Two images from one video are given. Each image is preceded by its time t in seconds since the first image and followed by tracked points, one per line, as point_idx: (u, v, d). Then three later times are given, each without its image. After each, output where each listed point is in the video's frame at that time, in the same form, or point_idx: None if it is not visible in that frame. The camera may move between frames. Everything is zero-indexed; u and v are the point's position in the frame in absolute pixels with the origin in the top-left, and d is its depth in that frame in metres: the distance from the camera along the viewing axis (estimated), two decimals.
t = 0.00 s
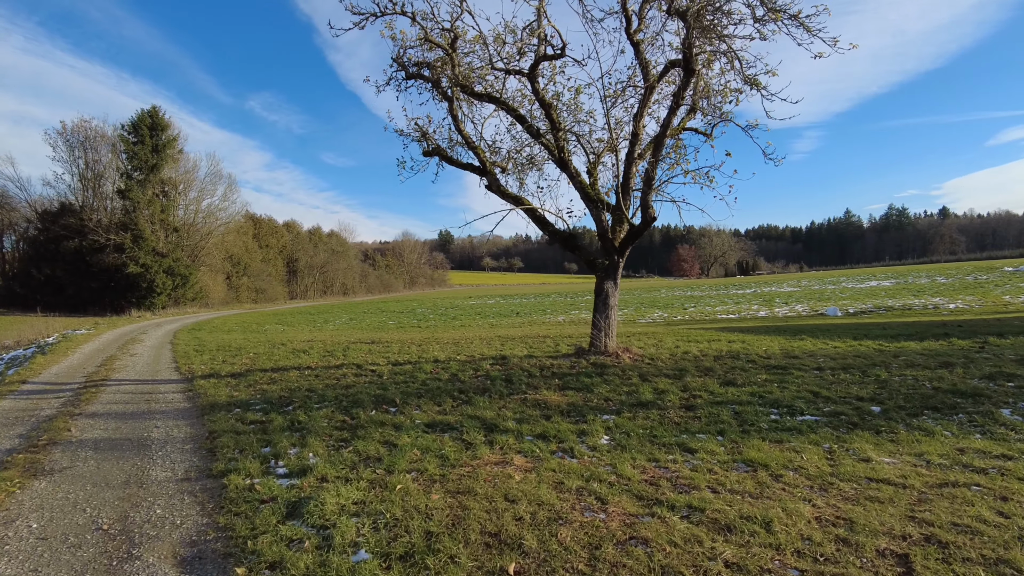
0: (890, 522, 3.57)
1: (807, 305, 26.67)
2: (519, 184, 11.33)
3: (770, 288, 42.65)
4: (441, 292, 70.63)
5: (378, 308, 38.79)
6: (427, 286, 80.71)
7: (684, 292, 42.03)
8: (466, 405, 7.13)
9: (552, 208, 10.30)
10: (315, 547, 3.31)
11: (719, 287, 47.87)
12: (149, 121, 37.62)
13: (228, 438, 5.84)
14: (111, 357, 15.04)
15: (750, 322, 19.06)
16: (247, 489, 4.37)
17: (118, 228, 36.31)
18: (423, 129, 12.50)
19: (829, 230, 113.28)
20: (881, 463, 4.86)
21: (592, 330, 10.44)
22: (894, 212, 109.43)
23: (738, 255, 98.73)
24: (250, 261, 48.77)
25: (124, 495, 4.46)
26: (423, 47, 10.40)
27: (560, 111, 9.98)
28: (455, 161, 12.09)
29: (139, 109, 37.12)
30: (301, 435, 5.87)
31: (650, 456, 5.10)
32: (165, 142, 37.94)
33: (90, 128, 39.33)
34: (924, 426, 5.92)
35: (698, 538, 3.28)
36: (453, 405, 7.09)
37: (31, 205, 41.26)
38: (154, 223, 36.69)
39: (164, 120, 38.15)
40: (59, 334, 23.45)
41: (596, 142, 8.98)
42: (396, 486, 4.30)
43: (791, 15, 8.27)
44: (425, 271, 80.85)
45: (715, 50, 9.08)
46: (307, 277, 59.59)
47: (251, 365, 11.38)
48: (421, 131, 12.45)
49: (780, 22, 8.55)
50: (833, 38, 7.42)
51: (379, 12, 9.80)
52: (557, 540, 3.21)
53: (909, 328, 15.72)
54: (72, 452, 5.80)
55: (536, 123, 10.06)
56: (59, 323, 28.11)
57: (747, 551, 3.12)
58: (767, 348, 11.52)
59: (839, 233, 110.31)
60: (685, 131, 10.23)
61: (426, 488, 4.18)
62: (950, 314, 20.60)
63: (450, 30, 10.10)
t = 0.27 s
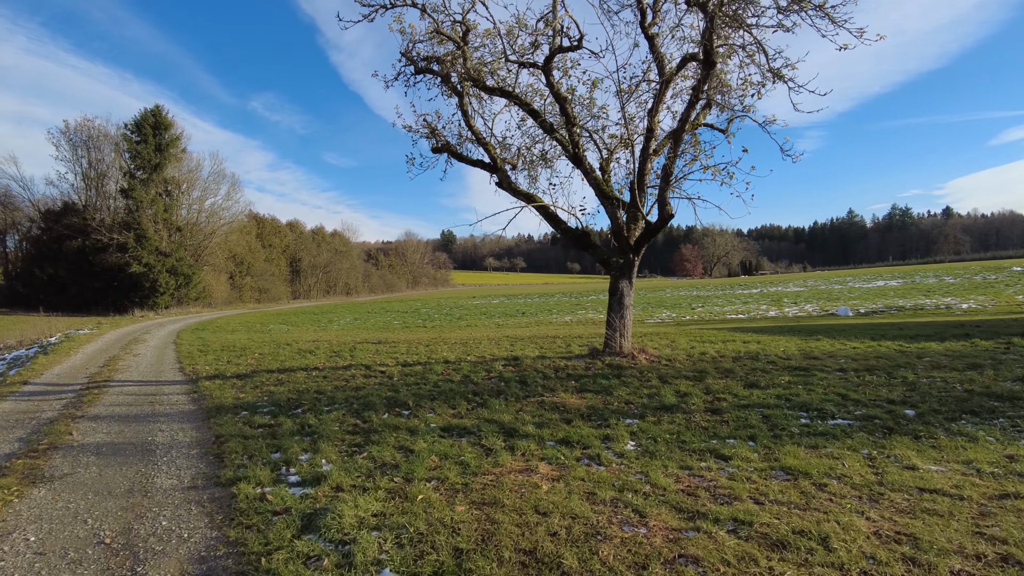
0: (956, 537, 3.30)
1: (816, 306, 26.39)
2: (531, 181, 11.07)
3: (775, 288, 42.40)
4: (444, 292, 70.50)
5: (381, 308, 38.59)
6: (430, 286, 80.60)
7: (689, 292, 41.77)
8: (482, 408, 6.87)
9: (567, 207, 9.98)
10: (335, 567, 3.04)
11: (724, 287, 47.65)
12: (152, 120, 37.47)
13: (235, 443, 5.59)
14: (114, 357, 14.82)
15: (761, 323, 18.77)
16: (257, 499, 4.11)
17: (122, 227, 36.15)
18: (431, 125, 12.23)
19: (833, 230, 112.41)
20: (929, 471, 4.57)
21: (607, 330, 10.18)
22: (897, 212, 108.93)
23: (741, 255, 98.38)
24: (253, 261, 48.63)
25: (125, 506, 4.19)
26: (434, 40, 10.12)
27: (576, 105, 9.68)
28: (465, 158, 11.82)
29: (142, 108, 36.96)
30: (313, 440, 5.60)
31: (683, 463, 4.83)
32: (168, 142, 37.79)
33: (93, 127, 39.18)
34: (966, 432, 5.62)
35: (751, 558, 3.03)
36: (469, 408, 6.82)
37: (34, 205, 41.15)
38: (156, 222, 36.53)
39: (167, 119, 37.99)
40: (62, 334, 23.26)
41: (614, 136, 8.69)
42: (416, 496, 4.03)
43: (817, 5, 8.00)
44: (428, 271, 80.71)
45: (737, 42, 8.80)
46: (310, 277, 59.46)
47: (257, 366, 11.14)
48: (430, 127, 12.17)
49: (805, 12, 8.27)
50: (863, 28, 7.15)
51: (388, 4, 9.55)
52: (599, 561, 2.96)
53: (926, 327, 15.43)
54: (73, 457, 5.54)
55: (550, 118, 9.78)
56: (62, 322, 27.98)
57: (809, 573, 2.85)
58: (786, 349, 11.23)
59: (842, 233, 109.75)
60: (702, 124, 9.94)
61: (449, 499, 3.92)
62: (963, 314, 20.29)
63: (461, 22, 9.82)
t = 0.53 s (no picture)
0: None
1: (827, 307, 26.02)
2: (543, 179, 10.80)
3: (782, 289, 42.03)
4: (448, 293, 70.30)
5: (386, 308, 38.39)
6: (434, 286, 80.40)
7: (696, 292, 41.45)
8: (497, 413, 6.60)
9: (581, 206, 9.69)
10: None
11: (730, 288, 47.25)
12: (156, 120, 37.37)
13: (242, 452, 5.34)
14: (118, 358, 14.65)
15: (773, 324, 18.46)
16: (266, 515, 3.85)
17: (125, 227, 36.03)
18: (440, 123, 11.98)
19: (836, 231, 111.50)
20: (982, 485, 4.26)
21: (623, 332, 9.90)
22: (903, 213, 108.24)
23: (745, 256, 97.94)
24: (256, 261, 48.51)
25: (127, 520, 3.95)
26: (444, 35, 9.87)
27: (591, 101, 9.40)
28: (475, 156, 11.56)
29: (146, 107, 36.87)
30: (323, 448, 5.36)
31: (716, 475, 4.55)
32: (172, 141, 37.69)
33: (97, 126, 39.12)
34: (1011, 441, 5.31)
35: None
36: (484, 414, 6.55)
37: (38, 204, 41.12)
38: (160, 222, 36.40)
39: (170, 118, 37.89)
40: (65, 334, 23.11)
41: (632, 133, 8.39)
42: (436, 512, 3.77)
43: None
44: (432, 271, 80.53)
45: (759, 35, 8.50)
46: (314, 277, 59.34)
47: (263, 368, 10.92)
48: (439, 124, 11.93)
49: (831, 3, 7.96)
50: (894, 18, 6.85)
51: None
52: None
53: (945, 329, 15.07)
54: (73, 465, 5.31)
55: (564, 114, 9.50)
56: (65, 322, 27.87)
57: None
58: (805, 352, 10.92)
59: (847, 233, 109.12)
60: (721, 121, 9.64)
61: (473, 516, 3.64)
62: (979, 315, 19.90)
63: (473, 15, 9.56)
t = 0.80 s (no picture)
0: None
1: (833, 306, 25.72)
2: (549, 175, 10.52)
3: (785, 288, 41.75)
4: (448, 292, 70.01)
5: (386, 308, 38.12)
6: (434, 286, 80.10)
7: (699, 292, 41.18)
8: (505, 416, 6.32)
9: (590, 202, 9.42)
10: None
11: (733, 287, 46.92)
12: (155, 119, 37.07)
13: (239, 456, 5.07)
14: (115, 358, 14.39)
15: (781, 323, 18.18)
16: (263, 527, 3.57)
17: (124, 226, 35.73)
18: (443, 118, 11.71)
19: (836, 231, 111.13)
20: None
21: (632, 331, 9.64)
22: (904, 212, 107.91)
23: (746, 255, 97.65)
24: (256, 261, 48.23)
25: (114, 532, 3.68)
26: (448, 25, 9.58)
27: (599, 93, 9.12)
28: (479, 151, 11.30)
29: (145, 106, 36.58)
30: (324, 453, 5.09)
31: (742, 483, 4.28)
32: (171, 140, 37.42)
33: (95, 125, 38.82)
34: None
35: None
36: (491, 417, 6.27)
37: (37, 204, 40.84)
38: (159, 221, 36.11)
39: (169, 117, 37.59)
40: (62, 334, 22.83)
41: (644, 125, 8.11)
42: (446, 524, 3.49)
43: None
44: (432, 271, 80.22)
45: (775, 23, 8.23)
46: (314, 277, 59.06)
47: (262, 368, 10.65)
48: (442, 118, 11.65)
49: None
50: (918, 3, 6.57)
51: None
52: None
53: (957, 328, 14.79)
54: (60, 471, 5.03)
55: (572, 107, 9.23)
56: (64, 322, 27.61)
57: None
58: (818, 351, 10.64)
59: (848, 233, 108.82)
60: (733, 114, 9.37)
61: (486, 530, 3.39)
62: (989, 314, 19.61)
63: (477, 5, 9.28)
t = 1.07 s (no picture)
0: None
1: (839, 306, 25.49)
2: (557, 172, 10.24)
3: (788, 288, 41.56)
4: (448, 293, 69.75)
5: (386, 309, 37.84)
6: (433, 286, 79.81)
7: (701, 292, 40.94)
8: (518, 424, 6.03)
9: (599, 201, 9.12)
10: None
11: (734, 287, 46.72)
12: (153, 118, 36.73)
13: (238, 470, 4.78)
14: (111, 361, 14.08)
15: (789, 324, 17.92)
16: (264, 554, 3.29)
17: (121, 227, 35.39)
18: (447, 115, 11.41)
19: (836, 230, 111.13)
20: None
21: (643, 333, 9.37)
22: (904, 211, 107.83)
23: (746, 255, 97.49)
24: (255, 261, 47.91)
25: (103, 559, 3.38)
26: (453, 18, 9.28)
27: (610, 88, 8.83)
28: (484, 149, 11.00)
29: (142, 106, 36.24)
30: (329, 466, 4.80)
31: (778, 501, 4.00)
32: (169, 140, 37.10)
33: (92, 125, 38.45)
34: None
35: None
36: (503, 426, 5.99)
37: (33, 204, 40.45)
38: (157, 221, 35.77)
39: (167, 117, 37.25)
40: (58, 337, 22.50)
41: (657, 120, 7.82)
42: (465, 551, 3.21)
43: None
44: (431, 271, 79.91)
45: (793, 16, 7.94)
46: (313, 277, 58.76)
47: (262, 372, 10.36)
48: (445, 115, 11.35)
49: None
50: None
51: None
52: None
53: (970, 329, 14.55)
54: (48, 487, 4.73)
55: (582, 102, 8.94)
56: (60, 324, 27.28)
57: None
58: (834, 354, 10.36)
59: (847, 232, 108.70)
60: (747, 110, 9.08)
61: (510, 559, 3.13)
62: (999, 314, 19.38)
63: None
